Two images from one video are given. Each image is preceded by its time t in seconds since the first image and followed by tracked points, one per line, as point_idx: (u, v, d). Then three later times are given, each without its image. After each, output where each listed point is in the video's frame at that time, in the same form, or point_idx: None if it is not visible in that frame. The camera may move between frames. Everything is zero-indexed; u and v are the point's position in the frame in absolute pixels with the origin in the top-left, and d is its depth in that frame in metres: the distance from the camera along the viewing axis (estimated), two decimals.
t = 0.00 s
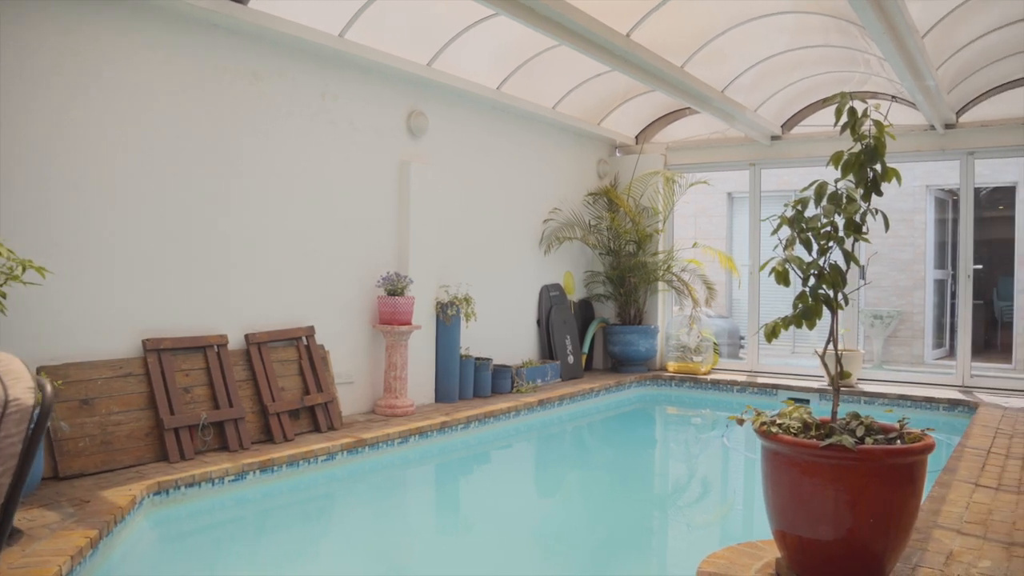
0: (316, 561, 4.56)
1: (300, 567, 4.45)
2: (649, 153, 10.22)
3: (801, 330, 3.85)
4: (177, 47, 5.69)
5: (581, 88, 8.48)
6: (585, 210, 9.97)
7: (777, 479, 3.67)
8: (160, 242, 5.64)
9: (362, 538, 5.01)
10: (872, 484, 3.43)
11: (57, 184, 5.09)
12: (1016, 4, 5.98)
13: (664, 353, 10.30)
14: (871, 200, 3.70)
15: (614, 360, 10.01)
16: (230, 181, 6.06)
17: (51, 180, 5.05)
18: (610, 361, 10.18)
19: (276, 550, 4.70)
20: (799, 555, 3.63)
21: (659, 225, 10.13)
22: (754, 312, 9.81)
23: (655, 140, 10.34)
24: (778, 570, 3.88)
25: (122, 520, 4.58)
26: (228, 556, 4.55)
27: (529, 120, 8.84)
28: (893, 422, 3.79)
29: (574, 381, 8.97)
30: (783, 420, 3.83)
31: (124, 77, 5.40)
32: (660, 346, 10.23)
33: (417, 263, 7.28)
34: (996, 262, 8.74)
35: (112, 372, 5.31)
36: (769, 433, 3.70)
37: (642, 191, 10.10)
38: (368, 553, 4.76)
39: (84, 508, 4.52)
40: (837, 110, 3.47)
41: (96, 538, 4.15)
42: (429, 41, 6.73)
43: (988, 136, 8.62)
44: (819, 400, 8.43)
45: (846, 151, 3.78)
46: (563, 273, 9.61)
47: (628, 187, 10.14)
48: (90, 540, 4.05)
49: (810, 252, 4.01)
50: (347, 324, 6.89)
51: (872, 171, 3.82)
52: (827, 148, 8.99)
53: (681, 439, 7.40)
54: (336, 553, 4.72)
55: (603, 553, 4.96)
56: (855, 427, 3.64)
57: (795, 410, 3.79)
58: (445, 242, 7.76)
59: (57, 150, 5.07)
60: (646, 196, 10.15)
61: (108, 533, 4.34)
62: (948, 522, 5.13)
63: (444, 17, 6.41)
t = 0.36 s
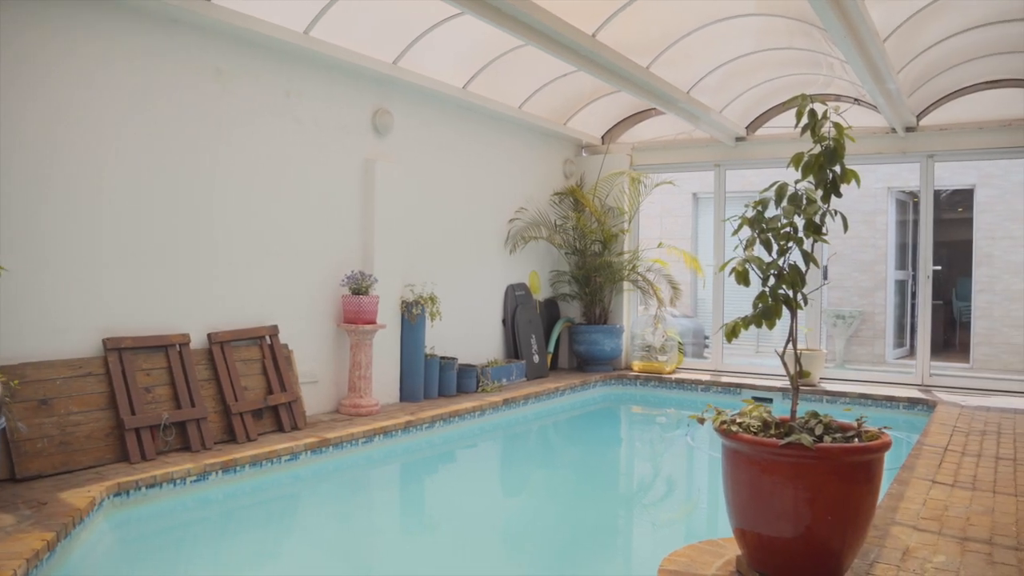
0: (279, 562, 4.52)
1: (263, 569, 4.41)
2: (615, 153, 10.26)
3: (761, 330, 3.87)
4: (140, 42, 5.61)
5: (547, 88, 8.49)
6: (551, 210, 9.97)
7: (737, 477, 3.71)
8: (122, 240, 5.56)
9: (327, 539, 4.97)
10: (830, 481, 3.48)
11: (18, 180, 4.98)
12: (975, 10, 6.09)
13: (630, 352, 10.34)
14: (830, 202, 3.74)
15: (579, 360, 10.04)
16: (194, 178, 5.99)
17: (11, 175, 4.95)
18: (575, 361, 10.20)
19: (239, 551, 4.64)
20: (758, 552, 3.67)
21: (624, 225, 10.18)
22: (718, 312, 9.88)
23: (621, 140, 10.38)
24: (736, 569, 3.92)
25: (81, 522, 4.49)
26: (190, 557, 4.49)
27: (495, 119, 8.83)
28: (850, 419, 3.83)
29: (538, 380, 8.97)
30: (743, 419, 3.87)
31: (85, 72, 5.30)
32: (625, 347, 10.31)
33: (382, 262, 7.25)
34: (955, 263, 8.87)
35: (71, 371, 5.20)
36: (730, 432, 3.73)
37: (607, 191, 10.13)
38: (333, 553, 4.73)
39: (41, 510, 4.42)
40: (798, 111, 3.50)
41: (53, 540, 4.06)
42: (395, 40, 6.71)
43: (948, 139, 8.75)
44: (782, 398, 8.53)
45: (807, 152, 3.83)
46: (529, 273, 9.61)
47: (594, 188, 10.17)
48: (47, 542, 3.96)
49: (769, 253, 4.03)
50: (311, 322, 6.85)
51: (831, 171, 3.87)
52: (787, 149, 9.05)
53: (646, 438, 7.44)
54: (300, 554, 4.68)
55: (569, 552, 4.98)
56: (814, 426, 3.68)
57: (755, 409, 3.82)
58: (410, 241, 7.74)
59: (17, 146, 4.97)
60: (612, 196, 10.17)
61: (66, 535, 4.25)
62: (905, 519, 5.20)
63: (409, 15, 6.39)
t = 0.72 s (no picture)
0: (243, 563, 4.47)
1: (226, 570, 4.36)
2: (581, 153, 10.29)
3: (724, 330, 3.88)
4: (102, 37, 5.51)
5: (513, 88, 8.50)
6: (517, 210, 9.98)
7: (699, 476, 3.74)
8: (83, 238, 5.45)
9: (292, 540, 4.93)
10: (790, 479, 3.53)
11: None
12: (935, 15, 6.18)
13: (596, 352, 10.44)
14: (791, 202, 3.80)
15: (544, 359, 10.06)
16: (156, 176, 5.90)
17: None
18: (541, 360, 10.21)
19: (201, 553, 4.59)
20: (721, 550, 3.70)
21: (589, 225, 10.21)
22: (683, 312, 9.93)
23: (587, 140, 10.43)
24: (699, 565, 3.93)
25: (39, 525, 4.40)
26: (152, 560, 4.42)
27: (462, 118, 8.83)
28: (810, 417, 3.85)
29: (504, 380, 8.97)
30: (704, 418, 3.88)
31: (45, 66, 5.18)
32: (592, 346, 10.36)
33: (347, 262, 7.22)
34: (916, 263, 9.00)
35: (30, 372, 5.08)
36: (693, 431, 3.75)
37: (574, 191, 10.14)
38: (298, 553, 4.69)
39: None
40: (760, 112, 3.54)
41: (10, 545, 3.97)
42: (360, 39, 6.69)
43: (910, 140, 8.87)
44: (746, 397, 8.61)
45: (768, 154, 3.87)
46: (495, 272, 9.60)
47: (560, 187, 10.16)
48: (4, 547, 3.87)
49: (730, 252, 4.08)
50: (276, 322, 6.79)
51: (792, 173, 3.92)
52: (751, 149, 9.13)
53: (612, 437, 7.48)
54: (264, 555, 4.64)
55: (535, 551, 4.99)
56: (774, 424, 3.72)
57: (716, 407, 3.84)
58: (376, 239, 7.71)
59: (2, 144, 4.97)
60: (578, 196, 10.19)
61: (23, 538, 4.15)
62: (864, 515, 5.27)
63: (374, 13, 6.36)
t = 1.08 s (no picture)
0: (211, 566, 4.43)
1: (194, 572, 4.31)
2: (549, 153, 10.32)
3: (687, 328, 3.91)
4: (65, 33, 5.38)
5: (481, 88, 8.51)
6: (484, 210, 9.98)
7: (664, 474, 3.77)
8: (48, 237, 5.34)
9: (260, 542, 4.89)
10: (754, 476, 3.57)
11: None
12: (898, 18, 6.28)
13: (564, 351, 10.43)
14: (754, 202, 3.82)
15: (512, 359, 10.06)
16: (121, 173, 5.79)
17: None
18: (510, 360, 10.21)
19: (168, 556, 4.53)
20: (687, 547, 3.72)
21: (557, 225, 10.24)
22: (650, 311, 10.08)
23: (555, 140, 10.45)
24: (664, 564, 3.98)
25: None
26: (118, 564, 4.36)
27: (429, 118, 8.81)
28: (773, 416, 3.90)
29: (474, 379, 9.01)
30: (669, 417, 3.91)
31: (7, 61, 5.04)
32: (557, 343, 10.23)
33: (313, 262, 7.18)
34: (879, 262, 9.13)
35: None
36: (657, 430, 3.78)
37: (541, 190, 10.19)
38: (267, 556, 4.65)
39: None
40: (724, 112, 3.55)
41: None
42: (327, 37, 6.66)
43: (874, 142, 8.99)
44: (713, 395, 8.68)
45: (732, 154, 3.89)
46: (462, 272, 9.59)
47: (528, 187, 10.21)
48: None
49: (694, 252, 4.12)
50: (242, 322, 6.73)
51: (756, 173, 3.93)
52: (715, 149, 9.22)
53: (580, 436, 7.51)
54: (232, 557, 4.59)
55: (505, 550, 5.01)
56: (737, 423, 3.75)
57: (681, 406, 3.88)
58: (343, 239, 7.67)
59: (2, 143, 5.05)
60: (546, 196, 10.23)
61: None
62: (827, 511, 5.34)
63: (341, 12, 6.33)
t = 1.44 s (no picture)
0: (179, 569, 4.39)
1: None
2: (519, 153, 10.34)
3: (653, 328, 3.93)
4: (29, 28, 5.28)
5: (451, 87, 8.51)
6: (454, 210, 9.98)
7: (631, 472, 3.79)
8: (16, 237, 5.25)
9: (228, 545, 4.85)
10: (721, 473, 3.60)
11: None
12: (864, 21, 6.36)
13: (535, 351, 10.44)
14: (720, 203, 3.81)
15: (482, 358, 10.07)
16: (87, 173, 5.70)
17: None
18: (481, 360, 10.22)
19: (135, 561, 4.48)
20: (654, 545, 3.75)
21: (528, 225, 10.24)
22: (620, 310, 10.12)
23: (526, 140, 10.47)
24: (632, 562, 4.03)
25: None
26: (84, 569, 4.30)
27: (399, 117, 8.80)
28: (739, 413, 3.96)
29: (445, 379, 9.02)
30: (636, 416, 3.95)
31: None
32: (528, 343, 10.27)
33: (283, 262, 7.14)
34: (846, 262, 9.24)
35: None
36: (625, 428, 3.81)
37: (512, 190, 10.18)
38: (235, 559, 4.62)
39: None
40: (691, 115, 3.53)
41: None
42: (297, 36, 6.64)
43: (840, 143, 9.09)
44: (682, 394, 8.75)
45: (698, 154, 3.88)
46: (432, 272, 9.59)
47: (498, 186, 10.18)
48: None
49: (661, 252, 4.14)
50: (211, 323, 6.66)
51: (723, 173, 3.91)
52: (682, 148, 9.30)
53: (551, 435, 7.54)
54: (200, 561, 4.55)
55: (477, 550, 5.02)
56: (703, 422, 3.80)
57: (648, 405, 3.91)
58: (312, 239, 7.63)
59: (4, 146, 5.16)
60: (516, 196, 10.23)
61: None
62: (794, 508, 5.40)
63: (311, 11, 6.30)
